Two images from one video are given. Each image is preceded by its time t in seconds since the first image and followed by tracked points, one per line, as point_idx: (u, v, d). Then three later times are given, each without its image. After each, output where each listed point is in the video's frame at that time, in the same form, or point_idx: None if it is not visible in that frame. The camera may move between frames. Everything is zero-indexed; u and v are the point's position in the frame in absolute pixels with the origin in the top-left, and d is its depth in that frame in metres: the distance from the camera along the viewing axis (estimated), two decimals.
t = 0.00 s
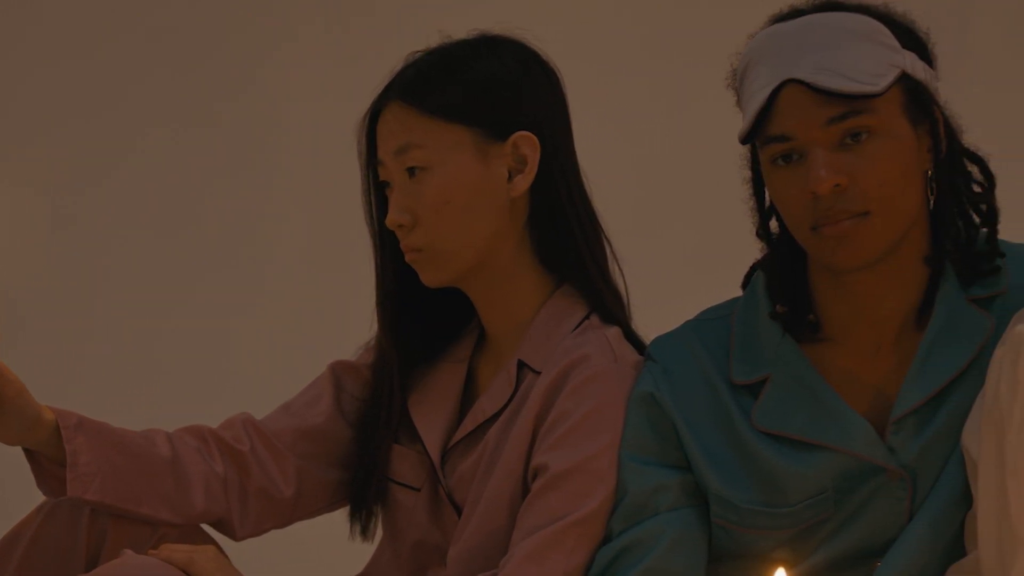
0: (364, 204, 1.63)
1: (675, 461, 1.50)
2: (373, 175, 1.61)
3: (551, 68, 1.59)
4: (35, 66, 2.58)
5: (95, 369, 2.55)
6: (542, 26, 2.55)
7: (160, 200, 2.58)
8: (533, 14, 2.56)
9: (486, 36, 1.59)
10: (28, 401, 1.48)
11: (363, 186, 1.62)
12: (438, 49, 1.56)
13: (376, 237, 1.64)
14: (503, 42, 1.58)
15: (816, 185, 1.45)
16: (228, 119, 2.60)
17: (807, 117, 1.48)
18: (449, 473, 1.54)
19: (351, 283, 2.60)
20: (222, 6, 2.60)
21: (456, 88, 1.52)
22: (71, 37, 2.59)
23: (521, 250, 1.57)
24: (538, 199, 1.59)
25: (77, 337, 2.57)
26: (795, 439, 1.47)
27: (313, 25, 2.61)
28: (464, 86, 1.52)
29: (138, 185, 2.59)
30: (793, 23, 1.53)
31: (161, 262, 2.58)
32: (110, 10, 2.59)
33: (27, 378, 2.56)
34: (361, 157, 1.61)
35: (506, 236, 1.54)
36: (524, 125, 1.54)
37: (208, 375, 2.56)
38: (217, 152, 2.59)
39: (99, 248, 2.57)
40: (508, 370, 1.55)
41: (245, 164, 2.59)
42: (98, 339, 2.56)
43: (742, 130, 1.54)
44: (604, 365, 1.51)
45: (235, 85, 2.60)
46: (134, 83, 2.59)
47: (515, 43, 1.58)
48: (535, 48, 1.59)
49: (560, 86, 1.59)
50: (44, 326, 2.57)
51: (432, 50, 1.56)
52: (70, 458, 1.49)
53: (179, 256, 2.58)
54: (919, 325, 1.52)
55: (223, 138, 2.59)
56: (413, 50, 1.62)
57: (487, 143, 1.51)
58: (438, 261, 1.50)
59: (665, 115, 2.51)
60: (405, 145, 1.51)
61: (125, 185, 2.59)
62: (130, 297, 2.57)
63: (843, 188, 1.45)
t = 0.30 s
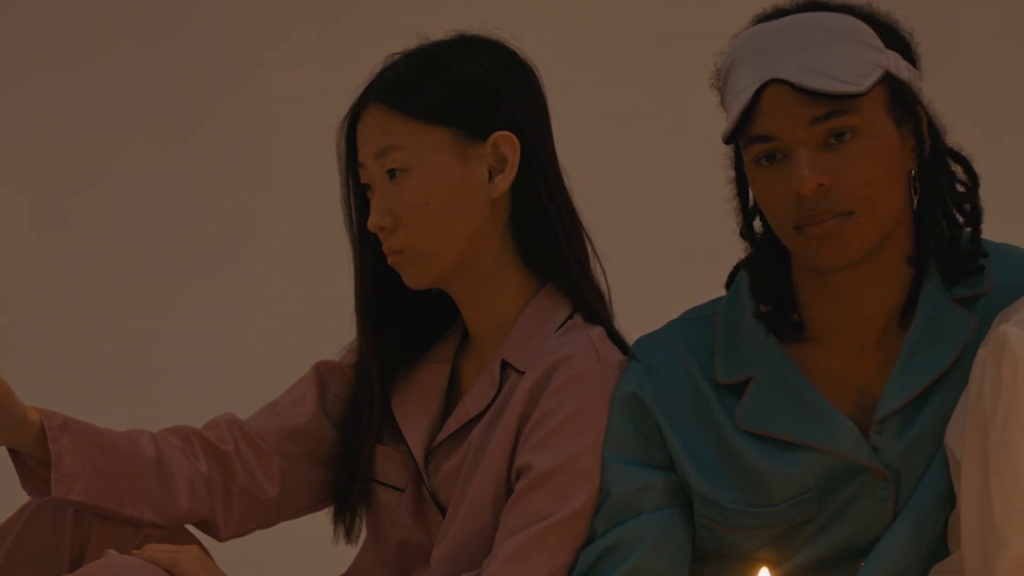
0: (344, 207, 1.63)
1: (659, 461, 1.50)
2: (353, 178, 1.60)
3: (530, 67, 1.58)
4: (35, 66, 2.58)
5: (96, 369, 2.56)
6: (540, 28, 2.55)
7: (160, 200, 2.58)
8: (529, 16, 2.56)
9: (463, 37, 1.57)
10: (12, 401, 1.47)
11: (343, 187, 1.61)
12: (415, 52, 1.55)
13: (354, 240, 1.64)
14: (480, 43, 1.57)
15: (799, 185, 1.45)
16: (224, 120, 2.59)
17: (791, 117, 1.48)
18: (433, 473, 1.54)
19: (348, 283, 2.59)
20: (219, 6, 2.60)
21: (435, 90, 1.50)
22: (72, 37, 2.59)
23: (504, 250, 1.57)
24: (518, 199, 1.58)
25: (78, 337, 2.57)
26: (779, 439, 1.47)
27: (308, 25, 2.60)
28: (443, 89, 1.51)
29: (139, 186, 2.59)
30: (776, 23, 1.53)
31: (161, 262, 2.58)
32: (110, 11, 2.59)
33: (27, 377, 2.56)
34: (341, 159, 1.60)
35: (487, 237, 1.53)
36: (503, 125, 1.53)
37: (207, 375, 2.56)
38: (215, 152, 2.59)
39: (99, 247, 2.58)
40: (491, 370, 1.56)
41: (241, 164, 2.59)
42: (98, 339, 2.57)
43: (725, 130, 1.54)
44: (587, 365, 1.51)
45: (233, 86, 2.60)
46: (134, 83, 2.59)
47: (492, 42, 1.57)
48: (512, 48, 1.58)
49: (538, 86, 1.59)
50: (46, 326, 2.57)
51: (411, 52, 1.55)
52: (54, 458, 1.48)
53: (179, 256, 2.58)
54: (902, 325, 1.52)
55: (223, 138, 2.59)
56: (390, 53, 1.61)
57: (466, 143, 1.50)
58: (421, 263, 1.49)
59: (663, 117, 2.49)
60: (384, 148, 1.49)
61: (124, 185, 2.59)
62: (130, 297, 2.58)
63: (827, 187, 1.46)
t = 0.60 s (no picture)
0: (321, 209, 1.62)
1: (640, 461, 1.50)
2: (330, 181, 1.59)
3: (507, 68, 1.58)
4: (33, 65, 2.58)
5: (97, 369, 2.56)
6: (533, 27, 2.54)
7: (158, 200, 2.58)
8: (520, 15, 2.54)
9: (440, 37, 1.57)
10: None
11: (320, 189, 1.61)
12: (392, 53, 1.55)
13: (335, 241, 1.64)
14: (457, 43, 1.56)
15: (780, 185, 1.45)
16: (218, 119, 2.59)
17: (771, 118, 1.48)
18: (414, 473, 1.54)
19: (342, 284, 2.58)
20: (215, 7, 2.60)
21: (413, 91, 1.50)
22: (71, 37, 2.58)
23: (484, 249, 1.56)
24: (496, 201, 1.58)
25: (78, 338, 2.57)
26: (760, 439, 1.47)
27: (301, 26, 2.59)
28: (421, 90, 1.50)
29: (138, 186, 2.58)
30: (757, 23, 1.53)
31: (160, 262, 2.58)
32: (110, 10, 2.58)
33: (27, 378, 2.55)
34: (318, 162, 1.59)
35: (467, 237, 1.53)
36: (483, 125, 1.53)
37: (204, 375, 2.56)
38: (214, 152, 2.59)
39: (97, 247, 2.57)
40: (472, 370, 1.55)
41: (233, 164, 2.59)
42: (97, 339, 2.57)
43: (706, 131, 1.54)
44: (568, 365, 1.51)
45: (228, 86, 2.59)
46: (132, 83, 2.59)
47: (469, 43, 1.57)
48: (489, 48, 1.58)
49: (516, 85, 1.59)
50: (48, 326, 2.57)
51: (386, 54, 1.54)
52: (35, 459, 1.47)
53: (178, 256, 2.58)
54: (883, 325, 1.52)
55: (222, 138, 2.59)
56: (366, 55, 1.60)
57: (444, 143, 1.50)
58: (401, 264, 1.48)
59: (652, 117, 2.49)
60: (362, 150, 1.49)
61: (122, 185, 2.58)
62: (132, 297, 2.57)
63: (808, 188, 1.45)
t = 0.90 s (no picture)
0: (302, 212, 1.62)
1: (622, 460, 1.50)
2: (312, 183, 1.59)
3: (488, 69, 1.59)
4: (33, 65, 2.59)
5: (97, 369, 2.56)
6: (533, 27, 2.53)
7: (156, 201, 2.58)
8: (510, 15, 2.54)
9: (420, 38, 1.58)
10: None
11: (301, 191, 1.61)
12: (373, 55, 1.55)
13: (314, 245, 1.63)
14: (436, 44, 1.57)
15: (763, 185, 1.45)
16: (214, 119, 2.59)
17: (753, 118, 1.48)
18: (397, 473, 1.54)
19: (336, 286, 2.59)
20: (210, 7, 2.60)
21: (394, 93, 1.50)
22: (70, 37, 2.59)
23: (466, 250, 1.56)
24: (479, 200, 1.58)
25: (78, 338, 2.57)
26: (743, 439, 1.47)
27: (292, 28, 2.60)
28: (403, 92, 1.50)
29: (138, 186, 2.59)
30: (739, 24, 1.54)
31: (160, 261, 2.58)
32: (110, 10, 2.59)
33: (27, 378, 2.55)
34: (298, 164, 1.59)
35: (450, 237, 1.53)
36: (464, 125, 1.53)
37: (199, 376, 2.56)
38: (213, 153, 2.59)
39: (97, 247, 2.58)
40: (456, 369, 1.56)
41: (231, 165, 2.59)
42: (96, 340, 2.57)
43: (689, 131, 1.54)
44: (550, 365, 1.51)
45: (224, 86, 2.59)
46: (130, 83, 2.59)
47: (449, 44, 1.57)
48: (469, 48, 1.58)
49: (496, 85, 1.59)
50: (48, 326, 2.57)
51: (366, 56, 1.54)
52: (18, 459, 1.47)
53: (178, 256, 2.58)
54: (866, 324, 1.52)
55: (220, 139, 2.59)
56: (348, 57, 1.60)
57: (425, 144, 1.50)
58: (384, 266, 1.48)
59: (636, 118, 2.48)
60: (343, 152, 1.49)
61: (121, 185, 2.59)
62: (133, 297, 2.58)
63: (791, 188, 1.45)
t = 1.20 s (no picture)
0: (281, 212, 1.62)
1: (603, 460, 1.50)
2: (291, 184, 1.59)
3: (466, 68, 1.59)
4: (31, 64, 2.59)
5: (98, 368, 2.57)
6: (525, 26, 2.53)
7: (155, 202, 2.60)
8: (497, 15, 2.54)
9: (398, 38, 1.58)
10: None
11: (281, 192, 1.60)
12: (349, 56, 1.55)
13: (292, 245, 1.63)
14: (414, 44, 1.57)
15: (743, 185, 1.45)
16: (204, 120, 2.60)
17: (733, 118, 1.48)
18: (377, 473, 1.54)
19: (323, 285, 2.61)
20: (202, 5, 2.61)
21: (372, 93, 1.50)
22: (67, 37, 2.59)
23: (446, 250, 1.56)
24: (459, 202, 1.58)
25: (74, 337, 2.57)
26: (723, 438, 1.47)
27: (282, 28, 2.60)
28: (381, 92, 1.50)
29: (137, 186, 2.60)
30: (718, 23, 1.54)
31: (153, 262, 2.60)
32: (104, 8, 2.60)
33: (16, 379, 2.55)
34: (277, 164, 1.59)
35: (429, 237, 1.53)
36: (444, 125, 1.54)
37: (189, 374, 2.58)
38: (202, 153, 2.61)
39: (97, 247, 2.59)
40: (436, 369, 1.56)
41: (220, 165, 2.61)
42: (93, 339, 2.58)
43: (669, 131, 1.54)
44: (531, 364, 1.50)
45: (215, 87, 2.60)
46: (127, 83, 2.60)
47: (428, 44, 1.57)
48: (447, 48, 1.58)
49: (474, 84, 1.59)
50: (47, 326, 2.56)
51: (344, 56, 1.54)
52: None
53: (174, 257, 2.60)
54: (847, 323, 1.52)
55: (212, 139, 2.61)
56: (326, 57, 1.60)
57: (404, 144, 1.50)
58: (363, 267, 1.49)
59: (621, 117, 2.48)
60: (322, 153, 1.49)
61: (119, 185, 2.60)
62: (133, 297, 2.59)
63: (771, 187, 1.45)
